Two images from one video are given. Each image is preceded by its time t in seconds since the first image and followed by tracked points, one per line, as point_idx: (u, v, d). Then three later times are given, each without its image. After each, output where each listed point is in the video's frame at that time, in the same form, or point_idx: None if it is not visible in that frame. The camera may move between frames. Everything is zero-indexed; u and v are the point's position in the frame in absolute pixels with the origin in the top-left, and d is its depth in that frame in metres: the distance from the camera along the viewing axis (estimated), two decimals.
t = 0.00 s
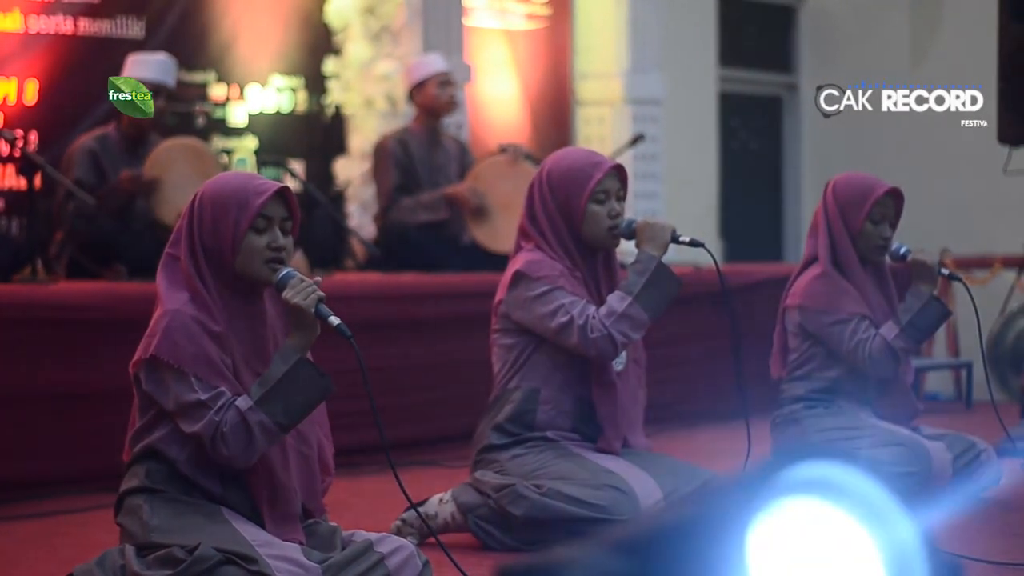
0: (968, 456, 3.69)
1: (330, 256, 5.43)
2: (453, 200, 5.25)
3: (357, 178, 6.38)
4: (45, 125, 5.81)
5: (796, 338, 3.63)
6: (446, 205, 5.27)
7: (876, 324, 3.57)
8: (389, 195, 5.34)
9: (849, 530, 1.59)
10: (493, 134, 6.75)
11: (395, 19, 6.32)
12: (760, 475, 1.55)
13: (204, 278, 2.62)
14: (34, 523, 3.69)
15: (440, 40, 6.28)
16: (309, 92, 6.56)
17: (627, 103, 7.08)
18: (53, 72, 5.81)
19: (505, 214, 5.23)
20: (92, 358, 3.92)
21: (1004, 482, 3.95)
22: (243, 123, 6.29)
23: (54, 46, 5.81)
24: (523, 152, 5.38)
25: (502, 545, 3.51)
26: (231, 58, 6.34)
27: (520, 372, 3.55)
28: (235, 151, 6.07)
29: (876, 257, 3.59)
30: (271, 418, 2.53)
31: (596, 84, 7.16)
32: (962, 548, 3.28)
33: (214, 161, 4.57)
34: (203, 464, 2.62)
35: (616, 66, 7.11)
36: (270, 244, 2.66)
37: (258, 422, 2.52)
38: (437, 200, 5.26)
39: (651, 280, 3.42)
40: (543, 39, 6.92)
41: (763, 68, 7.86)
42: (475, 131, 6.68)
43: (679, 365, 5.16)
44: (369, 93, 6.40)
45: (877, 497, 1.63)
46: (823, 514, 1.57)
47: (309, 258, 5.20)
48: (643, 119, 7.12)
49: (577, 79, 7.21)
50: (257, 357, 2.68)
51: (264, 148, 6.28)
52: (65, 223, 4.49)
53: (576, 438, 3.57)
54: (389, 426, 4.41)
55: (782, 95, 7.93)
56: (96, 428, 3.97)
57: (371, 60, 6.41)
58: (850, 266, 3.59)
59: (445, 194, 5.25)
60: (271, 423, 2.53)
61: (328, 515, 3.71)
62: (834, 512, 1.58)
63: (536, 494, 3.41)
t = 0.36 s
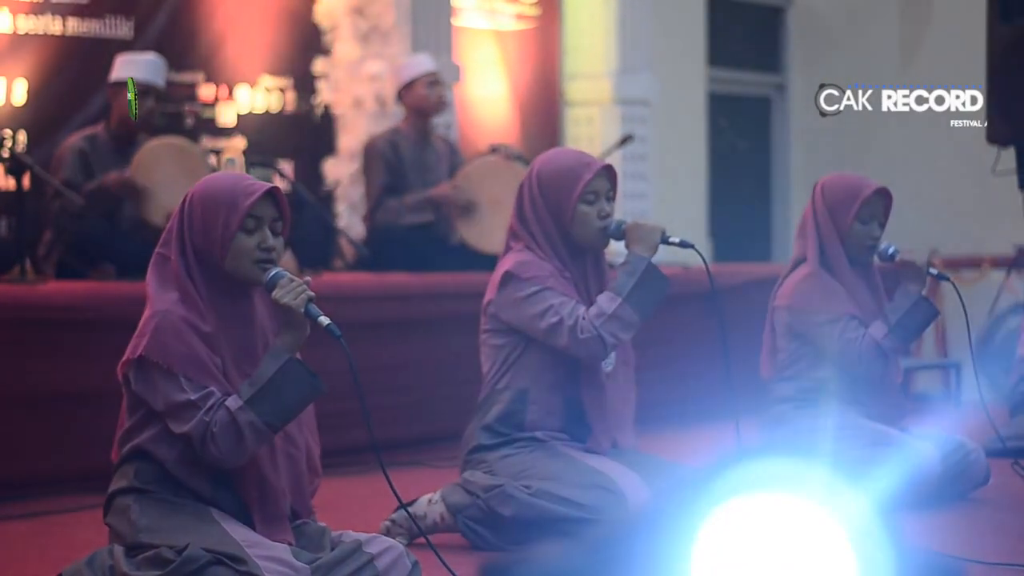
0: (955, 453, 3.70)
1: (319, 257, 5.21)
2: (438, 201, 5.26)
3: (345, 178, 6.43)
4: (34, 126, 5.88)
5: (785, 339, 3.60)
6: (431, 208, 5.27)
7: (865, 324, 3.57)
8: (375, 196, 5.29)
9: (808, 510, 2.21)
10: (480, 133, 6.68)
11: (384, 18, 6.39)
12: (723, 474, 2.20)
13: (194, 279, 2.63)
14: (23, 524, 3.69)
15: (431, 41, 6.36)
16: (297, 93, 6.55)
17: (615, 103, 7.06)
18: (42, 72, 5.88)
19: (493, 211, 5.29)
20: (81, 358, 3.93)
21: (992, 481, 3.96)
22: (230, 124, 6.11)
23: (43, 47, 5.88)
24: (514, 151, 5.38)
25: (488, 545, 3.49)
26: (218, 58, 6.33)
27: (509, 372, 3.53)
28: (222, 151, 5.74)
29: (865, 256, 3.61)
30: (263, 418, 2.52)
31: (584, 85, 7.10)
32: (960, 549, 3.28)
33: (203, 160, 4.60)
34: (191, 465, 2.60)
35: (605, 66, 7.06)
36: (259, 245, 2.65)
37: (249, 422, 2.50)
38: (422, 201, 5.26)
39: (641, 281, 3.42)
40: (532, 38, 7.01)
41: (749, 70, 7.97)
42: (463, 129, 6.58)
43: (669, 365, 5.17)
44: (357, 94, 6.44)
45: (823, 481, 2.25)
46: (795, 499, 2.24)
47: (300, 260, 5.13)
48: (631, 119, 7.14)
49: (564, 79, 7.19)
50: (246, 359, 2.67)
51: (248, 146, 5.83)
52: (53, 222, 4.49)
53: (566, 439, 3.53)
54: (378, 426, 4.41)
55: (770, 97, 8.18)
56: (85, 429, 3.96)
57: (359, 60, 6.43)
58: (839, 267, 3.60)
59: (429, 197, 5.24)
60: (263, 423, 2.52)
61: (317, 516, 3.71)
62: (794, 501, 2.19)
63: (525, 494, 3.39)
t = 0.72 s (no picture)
0: (944, 454, 3.72)
1: (307, 253, 5.24)
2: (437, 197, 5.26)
3: (333, 177, 6.29)
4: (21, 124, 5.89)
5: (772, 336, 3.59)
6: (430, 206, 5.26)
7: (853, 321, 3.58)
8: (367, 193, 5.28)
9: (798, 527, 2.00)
10: (467, 132, 6.77)
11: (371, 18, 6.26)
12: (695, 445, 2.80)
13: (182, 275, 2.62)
14: (10, 523, 3.68)
15: (416, 38, 6.25)
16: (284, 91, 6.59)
17: (603, 102, 7.02)
18: (30, 72, 5.94)
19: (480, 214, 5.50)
20: (68, 357, 3.93)
21: (977, 481, 3.97)
22: (216, 122, 6.32)
23: (31, 46, 5.95)
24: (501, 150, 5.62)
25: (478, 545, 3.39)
26: (206, 55, 6.38)
27: (496, 371, 3.47)
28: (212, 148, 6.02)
29: (849, 254, 3.63)
30: (251, 412, 2.51)
31: (574, 83, 7.08)
32: (958, 551, 3.25)
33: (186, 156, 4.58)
34: (179, 462, 2.57)
35: (592, 65, 7.05)
36: (243, 241, 2.64)
37: (238, 416, 2.49)
38: (420, 201, 5.24)
39: (627, 277, 3.40)
40: (519, 39, 7.03)
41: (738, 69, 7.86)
42: (452, 129, 6.69)
43: (657, 366, 5.16)
44: (344, 93, 6.29)
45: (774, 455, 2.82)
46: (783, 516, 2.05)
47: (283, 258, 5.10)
48: (621, 119, 7.07)
49: (552, 77, 7.19)
50: (231, 357, 2.67)
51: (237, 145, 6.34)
52: (42, 221, 4.49)
53: (552, 437, 3.46)
54: (365, 425, 4.41)
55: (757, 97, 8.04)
56: (71, 427, 3.96)
57: (348, 60, 6.28)
58: (825, 264, 3.61)
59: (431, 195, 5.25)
60: (251, 418, 2.51)
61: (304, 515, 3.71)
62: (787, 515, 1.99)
63: (513, 493, 3.29)
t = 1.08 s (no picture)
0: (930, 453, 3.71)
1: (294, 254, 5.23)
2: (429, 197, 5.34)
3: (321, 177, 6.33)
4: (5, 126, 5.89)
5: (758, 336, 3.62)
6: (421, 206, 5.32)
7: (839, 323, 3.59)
8: (352, 193, 5.28)
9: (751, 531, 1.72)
10: (453, 130, 6.80)
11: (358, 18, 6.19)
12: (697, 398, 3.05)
13: (170, 276, 2.62)
14: None
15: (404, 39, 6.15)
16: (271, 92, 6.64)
17: (590, 102, 7.01)
18: (15, 71, 5.91)
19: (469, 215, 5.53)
20: (57, 358, 3.93)
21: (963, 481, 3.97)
22: (203, 122, 6.35)
23: (16, 46, 5.89)
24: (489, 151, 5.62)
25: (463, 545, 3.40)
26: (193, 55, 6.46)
27: (484, 372, 3.45)
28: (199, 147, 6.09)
29: (838, 255, 3.64)
30: (238, 414, 2.49)
31: (561, 83, 7.10)
32: (939, 550, 3.25)
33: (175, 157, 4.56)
34: (165, 462, 2.57)
35: (578, 64, 7.06)
36: (232, 242, 2.64)
37: (225, 417, 2.48)
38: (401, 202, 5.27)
39: (616, 277, 3.39)
40: (505, 38, 7.05)
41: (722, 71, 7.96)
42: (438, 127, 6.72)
43: (644, 365, 5.18)
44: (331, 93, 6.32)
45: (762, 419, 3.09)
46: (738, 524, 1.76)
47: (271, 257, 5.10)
48: (607, 118, 7.08)
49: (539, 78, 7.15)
50: (220, 357, 2.66)
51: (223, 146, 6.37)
52: (30, 222, 4.51)
53: (539, 437, 3.45)
54: (352, 426, 4.41)
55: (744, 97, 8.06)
56: (60, 428, 3.96)
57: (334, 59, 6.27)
58: (813, 264, 3.61)
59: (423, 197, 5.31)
60: (238, 419, 2.49)
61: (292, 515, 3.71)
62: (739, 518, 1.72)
63: (500, 494, 3.31)
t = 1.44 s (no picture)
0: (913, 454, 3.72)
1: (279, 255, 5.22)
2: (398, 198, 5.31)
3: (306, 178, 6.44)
4: None
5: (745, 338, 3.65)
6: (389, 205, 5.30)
7: (825, 324, 3.61)
8: (335, 195, 5.36)
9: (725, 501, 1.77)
10: (441, 131, 6.81)
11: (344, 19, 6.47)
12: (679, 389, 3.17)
13: (156, 277, 2.61)
14: None
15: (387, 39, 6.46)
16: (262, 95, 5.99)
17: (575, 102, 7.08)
18: None
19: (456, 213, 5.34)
20: (42, 358, 3.94)
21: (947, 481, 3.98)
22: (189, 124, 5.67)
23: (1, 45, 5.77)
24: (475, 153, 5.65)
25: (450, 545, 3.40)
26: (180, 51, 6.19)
27: (470, 372, 3.45)
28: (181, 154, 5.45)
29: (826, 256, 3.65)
30: (223, 414, 2.49)
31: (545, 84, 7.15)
32: (924, 551, 3.25)
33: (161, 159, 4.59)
34: (150, 462, 2.56)
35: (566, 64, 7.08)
36: (219, 242, 2.64)
37: (211, 419, 2.48)
38: (380, 199, 5.31)
39: (601, 277, 3.39)
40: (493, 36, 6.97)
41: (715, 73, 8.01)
42: (424, 129, 6.76)
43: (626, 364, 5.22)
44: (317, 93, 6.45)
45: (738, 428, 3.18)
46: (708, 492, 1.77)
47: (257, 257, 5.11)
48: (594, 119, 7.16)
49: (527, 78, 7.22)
50: (206, 357, 2.66)
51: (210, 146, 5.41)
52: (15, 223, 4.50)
53: (525, 437, 3.46)
54: (337, 426, 4.42)
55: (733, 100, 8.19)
56: (46, 428, 3.96)
57: (318, 60, 6.44)
58: (799, 266, 3.63)
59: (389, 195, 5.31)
60: (223, 420, 2.49)
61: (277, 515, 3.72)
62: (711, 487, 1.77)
63: (486, 494, 3.30)
